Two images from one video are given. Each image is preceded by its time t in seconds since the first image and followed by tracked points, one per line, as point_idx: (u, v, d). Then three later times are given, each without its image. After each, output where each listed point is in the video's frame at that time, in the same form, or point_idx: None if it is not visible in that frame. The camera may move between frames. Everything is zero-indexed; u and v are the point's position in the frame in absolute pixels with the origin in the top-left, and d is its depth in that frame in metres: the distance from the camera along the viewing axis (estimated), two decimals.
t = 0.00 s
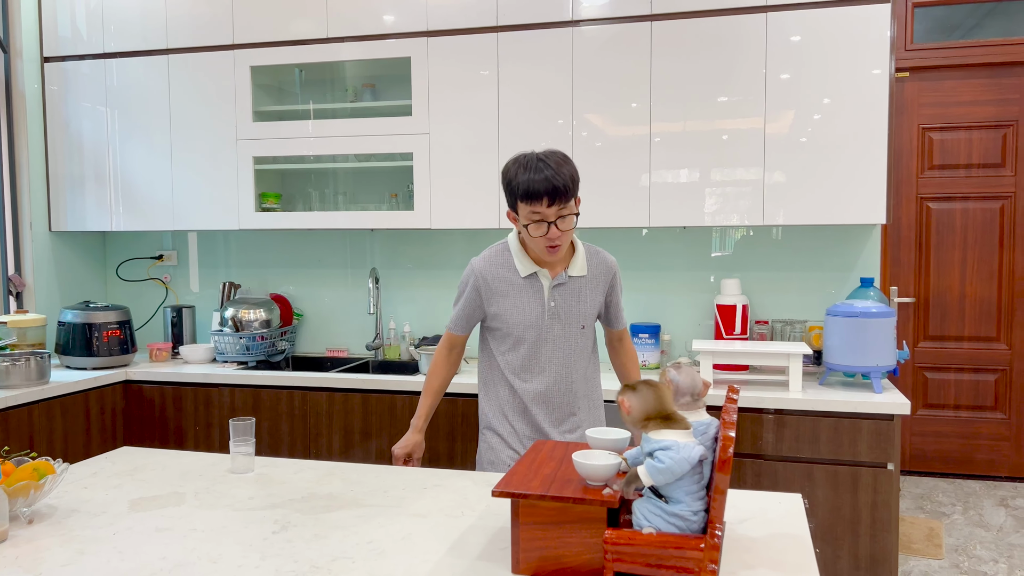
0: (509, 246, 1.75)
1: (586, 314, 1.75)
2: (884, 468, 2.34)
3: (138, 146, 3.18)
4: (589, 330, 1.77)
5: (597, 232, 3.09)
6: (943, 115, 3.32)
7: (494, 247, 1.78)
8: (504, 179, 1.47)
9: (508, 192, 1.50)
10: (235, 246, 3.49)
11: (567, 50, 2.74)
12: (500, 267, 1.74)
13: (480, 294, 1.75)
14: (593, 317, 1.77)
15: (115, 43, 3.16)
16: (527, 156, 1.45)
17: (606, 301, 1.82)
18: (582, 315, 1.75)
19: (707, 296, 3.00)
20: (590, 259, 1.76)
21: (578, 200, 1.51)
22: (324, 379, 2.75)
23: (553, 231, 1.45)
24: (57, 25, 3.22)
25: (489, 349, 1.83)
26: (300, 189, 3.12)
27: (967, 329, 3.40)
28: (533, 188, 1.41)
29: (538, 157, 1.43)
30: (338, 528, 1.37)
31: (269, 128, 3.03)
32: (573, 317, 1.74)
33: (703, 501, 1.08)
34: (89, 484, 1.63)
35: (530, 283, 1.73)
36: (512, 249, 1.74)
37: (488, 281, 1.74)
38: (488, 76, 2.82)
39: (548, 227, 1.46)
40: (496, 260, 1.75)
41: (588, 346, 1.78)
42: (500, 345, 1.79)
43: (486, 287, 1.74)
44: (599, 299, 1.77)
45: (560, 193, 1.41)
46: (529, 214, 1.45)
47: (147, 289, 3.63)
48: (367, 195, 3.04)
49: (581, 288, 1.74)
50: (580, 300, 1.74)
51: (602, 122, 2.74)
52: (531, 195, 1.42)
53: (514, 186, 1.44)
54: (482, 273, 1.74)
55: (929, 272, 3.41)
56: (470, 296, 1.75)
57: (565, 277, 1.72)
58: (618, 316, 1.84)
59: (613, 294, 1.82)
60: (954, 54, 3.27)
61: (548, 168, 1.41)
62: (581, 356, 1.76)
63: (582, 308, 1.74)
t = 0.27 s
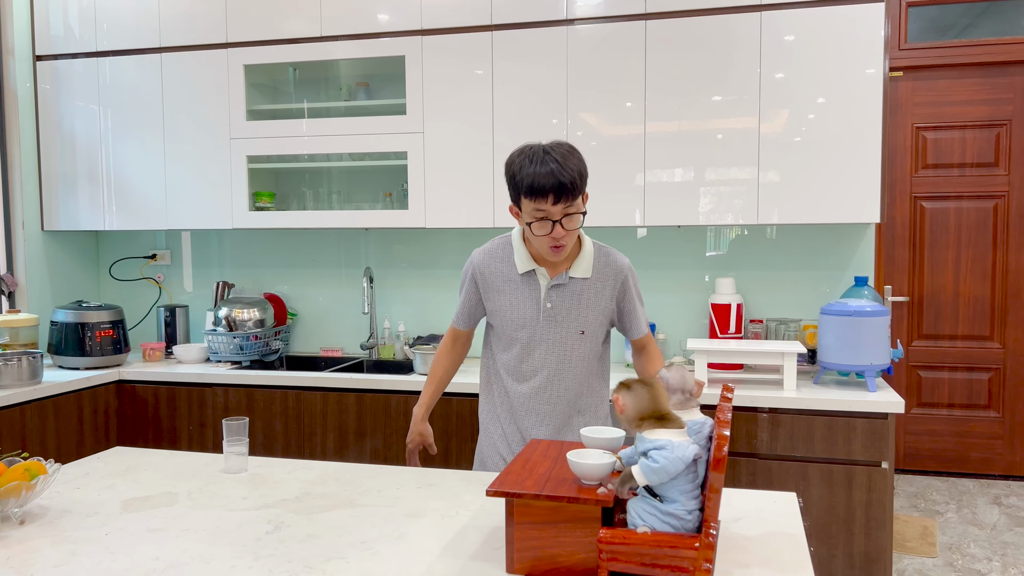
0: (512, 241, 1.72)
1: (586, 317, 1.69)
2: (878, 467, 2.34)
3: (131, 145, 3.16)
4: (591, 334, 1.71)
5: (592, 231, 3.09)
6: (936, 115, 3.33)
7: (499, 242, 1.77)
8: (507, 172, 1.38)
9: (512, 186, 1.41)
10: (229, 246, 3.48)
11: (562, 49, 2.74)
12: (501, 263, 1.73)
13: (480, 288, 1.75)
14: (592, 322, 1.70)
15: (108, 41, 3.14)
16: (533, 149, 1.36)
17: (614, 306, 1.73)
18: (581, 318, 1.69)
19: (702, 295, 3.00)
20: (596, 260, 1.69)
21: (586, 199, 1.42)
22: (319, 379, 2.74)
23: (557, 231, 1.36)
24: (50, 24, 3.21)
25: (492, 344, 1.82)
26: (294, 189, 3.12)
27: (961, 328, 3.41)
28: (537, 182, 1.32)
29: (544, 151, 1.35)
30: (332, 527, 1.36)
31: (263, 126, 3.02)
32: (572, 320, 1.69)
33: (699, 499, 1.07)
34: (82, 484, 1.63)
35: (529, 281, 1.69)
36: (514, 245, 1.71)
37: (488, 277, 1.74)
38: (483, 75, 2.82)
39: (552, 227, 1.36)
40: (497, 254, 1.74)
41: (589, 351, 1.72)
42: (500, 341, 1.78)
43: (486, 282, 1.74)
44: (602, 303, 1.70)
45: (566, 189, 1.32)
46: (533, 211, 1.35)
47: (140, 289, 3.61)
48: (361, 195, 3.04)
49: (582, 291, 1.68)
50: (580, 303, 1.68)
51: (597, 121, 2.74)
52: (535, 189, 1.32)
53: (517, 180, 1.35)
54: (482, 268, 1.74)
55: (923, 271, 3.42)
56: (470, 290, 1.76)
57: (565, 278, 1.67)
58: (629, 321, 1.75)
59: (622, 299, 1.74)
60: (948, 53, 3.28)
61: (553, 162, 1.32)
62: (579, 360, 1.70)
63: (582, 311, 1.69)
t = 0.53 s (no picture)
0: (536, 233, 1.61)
1: (603, 322, 1.57)
2: (872, 465, 2.34)
3: (124, 144, 3.15)
4: (607, 340, 1.59)
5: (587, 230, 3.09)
6: (930, 113, 3.33)
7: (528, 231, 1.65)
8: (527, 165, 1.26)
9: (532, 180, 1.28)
10: (223, 245, 3.47)
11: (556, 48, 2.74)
12: (523, 254, 1.63)
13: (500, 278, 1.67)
14: (611, 327, 1.58)
15: (100, 40, 3.13)
16: (558, 142, 1.23)
17: (638, 313, 1.58)
18: (597, 323, 1.57)
19: (697, 294, 3.00)
20: (621, 263, 1.54)
21: (612, 197, 1.29)
22: (313, 378, 2.74)
23: (579, 233, 1.26)
24: (42, 22, 3.19)
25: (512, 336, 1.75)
26: (288, 187, 3.11)
27: (955, 326, 3.42)
28: (558, 182, 1.20)
29: (569, 146, 1.21)
30: (326, 527, 1.36)
31: (257, 125, 3.02)
32: (587, 323, 1.57)
33: (693, 499, 1.07)
34: (74, 485, 1.62)
35: (547, 278, 1.59)
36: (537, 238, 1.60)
37: (509, 267, 1.65)
38: (477, 73, 2.82)
39: (572, 229, 1.26)
40: (520, 246, 1.64)
41: (605, 357, 1.60)
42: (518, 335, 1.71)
43: (506, 272, 1.65)
44: (622, 309, 1.56)
45: (589, 191, 1.20)
46: (553, 211, 1.25)
47: (134, 288, 3.60)
48: (355, 194, 3.04)
49: (601, 294, 1.55)
50: (597, 307, 1.56)
51: (592, 120, 2.74)
52: (556, 190, 1.20)
53: (537, 175, 1.23)
54: (504, 257, 1.65)
55: (917, 269, 3.43)
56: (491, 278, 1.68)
57: (583, 280, 1.54)
58: (656, 333, 1.58)
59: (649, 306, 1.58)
60: (941, 52, 3.29)
61: (576, 161, 1.19)
62: (594, 366, 1.60)
63: (598, 316, 1.57)
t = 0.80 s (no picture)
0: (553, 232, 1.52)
1: (616, 329, 1.47)
2: (867, 462, 2.35)
3: (118, 143, 3.15)
4: (619, 348, 1.48)
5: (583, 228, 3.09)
6: (924, 111, 3.34)
7: (545, 229, 1.57)
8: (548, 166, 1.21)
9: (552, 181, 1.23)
10: (217, 244, 3.46)
11: (551, 46, 2.74)
12: (536, 253, 1.54)
13: (511, 276, 1.58)
14: (623, 336, 1.48)
15: (94, 39, 3.12)
16: (580, 143, 1.18)
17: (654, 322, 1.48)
18: (610, 329, 1.47)
19: (692, 292, 3.00)
20: (639, 268, 1.45)
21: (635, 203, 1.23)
22: (309, 377, 2.74)
23: (598, 241, 1.20)
24: (35, 21, 3.18)
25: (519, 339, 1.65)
26: (283, 186, 3.11)
27: (950, 324, 3.43)
28: (578, 185, 1.14)
29: (591, 148, 1.16)
30: (320, 527, 1.36)
31: (251, 124, 3.01)
32: (598, 329, 1.48)
33: (686, 497, 1.05)
34: (67, 485, 1.61)
35: (560, 279, 1.50)
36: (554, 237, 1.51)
37: (521, 266, 1.57)
38: (472, 72, 2.81)
39: (590, 235, 1.20)
40: (535, 245, 1.55)
41: (615, 368, 1.49)
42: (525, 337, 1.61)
43: (518, 271, 1.57)
44: (637, 316, 1.46)
45: (610, 198, 1.14)
46: (572, 216, 1.19)
47: (129, 287, 3.60)
48: (350, 193, 3.03)
49: (615, 300, 1.45)
50: (610, 312, 1.46)
51: (587, 118, 2.74)
52: (575, 195, 1.15)
53: (558, 177, 1.18)
54: (516, 255, 1.57)
55: (912, 267, 3.44)
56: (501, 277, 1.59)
57: (598, 284, 1.45)
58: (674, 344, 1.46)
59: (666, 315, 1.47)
60: (936, 50, 3.29)
61: (598, 164, 1.13)
62: (602, 376, 1.49)
63: (611, 322, 1.47)
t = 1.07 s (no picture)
0: (554, 235, 1.52)
1: (617, 334, 1.46)
2: (863, 460, 2.35)
3: (112, 142, 3.14)
4: (620, 354, 1.47)
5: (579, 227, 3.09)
6: (920, 109, 3.35)
7: (545, 233, 1.56)
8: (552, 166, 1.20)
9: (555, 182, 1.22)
10: (212, 243, 3.46)
11: (547, 44, 2.73)
12: (537, 257, 1.54)
13: (511, 280, 1.57)
14: (624, 341, 1.47)
15: (88, 37, 3.11)
16: (584, 144, 1.18)
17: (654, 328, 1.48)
18: (611, 333, 1.46)
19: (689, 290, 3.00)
20: (641, 272, 1.45)
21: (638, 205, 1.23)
22: (305, 376, 2.73)
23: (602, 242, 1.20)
24: (29, 19, 3.17)
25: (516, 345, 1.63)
26: (278, 184, 3.13)
27: (946, 322, 3.44)
28: (582, 186, 1.14)
29: (595, 148, 1.16)
30: (316, 526, 1.36)
31: (246, 122, 3.01)
32: (600, 333, 1.47)
33: (683, 494, 1.05)
34: (63, 484, 1.61)
35: (561, 282, 1.49)
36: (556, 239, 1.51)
37: (522, 269, 1.56)
38: (468, 70, 2.81)
39: (593, 237, 1.20)
40: (537, 248, 1.55)
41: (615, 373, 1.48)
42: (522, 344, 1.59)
43: (518, 274, 1.56)
44: (639, 321, 1.46)
45: (614, 199, 1.14)
46: (576, 217, 1.18)
47: (124, 287, 3.59)
48: (346, 191, 3.05)
49: (618, 303, 1.45)
50: (612, 317, 1.46)
51: (583, 117, 2.74)
52: (580, 196, 1.15)
53: (561, 178, 1.18)
54: (517, 259, 1.56)
55: (907, 265, 3.44)
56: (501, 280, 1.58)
57: (600, 288, 1.45)
58: (675, 349, 1.46)
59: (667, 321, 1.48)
60: (931, 48, 3.29)
61: (603, 165, 1.13)
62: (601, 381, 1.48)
63: (612, 326, 1.46)
